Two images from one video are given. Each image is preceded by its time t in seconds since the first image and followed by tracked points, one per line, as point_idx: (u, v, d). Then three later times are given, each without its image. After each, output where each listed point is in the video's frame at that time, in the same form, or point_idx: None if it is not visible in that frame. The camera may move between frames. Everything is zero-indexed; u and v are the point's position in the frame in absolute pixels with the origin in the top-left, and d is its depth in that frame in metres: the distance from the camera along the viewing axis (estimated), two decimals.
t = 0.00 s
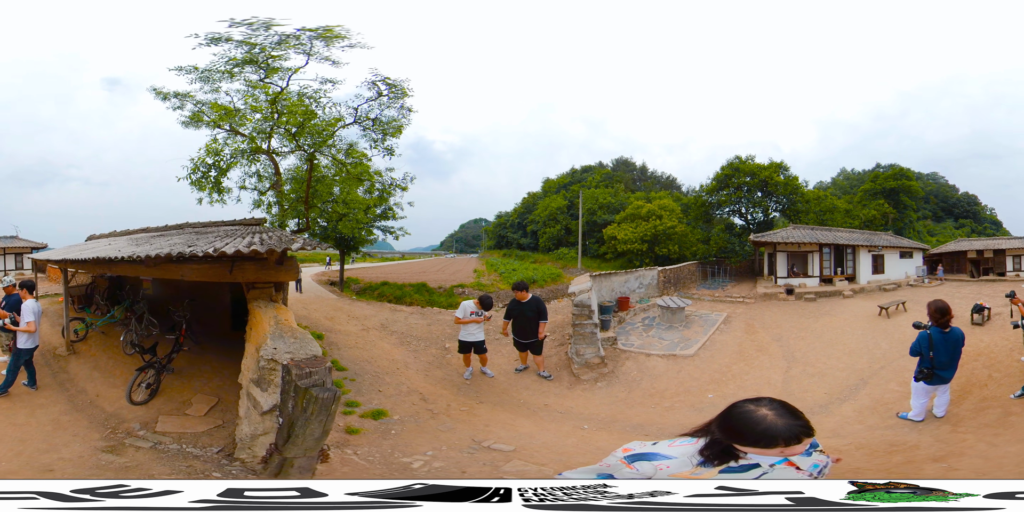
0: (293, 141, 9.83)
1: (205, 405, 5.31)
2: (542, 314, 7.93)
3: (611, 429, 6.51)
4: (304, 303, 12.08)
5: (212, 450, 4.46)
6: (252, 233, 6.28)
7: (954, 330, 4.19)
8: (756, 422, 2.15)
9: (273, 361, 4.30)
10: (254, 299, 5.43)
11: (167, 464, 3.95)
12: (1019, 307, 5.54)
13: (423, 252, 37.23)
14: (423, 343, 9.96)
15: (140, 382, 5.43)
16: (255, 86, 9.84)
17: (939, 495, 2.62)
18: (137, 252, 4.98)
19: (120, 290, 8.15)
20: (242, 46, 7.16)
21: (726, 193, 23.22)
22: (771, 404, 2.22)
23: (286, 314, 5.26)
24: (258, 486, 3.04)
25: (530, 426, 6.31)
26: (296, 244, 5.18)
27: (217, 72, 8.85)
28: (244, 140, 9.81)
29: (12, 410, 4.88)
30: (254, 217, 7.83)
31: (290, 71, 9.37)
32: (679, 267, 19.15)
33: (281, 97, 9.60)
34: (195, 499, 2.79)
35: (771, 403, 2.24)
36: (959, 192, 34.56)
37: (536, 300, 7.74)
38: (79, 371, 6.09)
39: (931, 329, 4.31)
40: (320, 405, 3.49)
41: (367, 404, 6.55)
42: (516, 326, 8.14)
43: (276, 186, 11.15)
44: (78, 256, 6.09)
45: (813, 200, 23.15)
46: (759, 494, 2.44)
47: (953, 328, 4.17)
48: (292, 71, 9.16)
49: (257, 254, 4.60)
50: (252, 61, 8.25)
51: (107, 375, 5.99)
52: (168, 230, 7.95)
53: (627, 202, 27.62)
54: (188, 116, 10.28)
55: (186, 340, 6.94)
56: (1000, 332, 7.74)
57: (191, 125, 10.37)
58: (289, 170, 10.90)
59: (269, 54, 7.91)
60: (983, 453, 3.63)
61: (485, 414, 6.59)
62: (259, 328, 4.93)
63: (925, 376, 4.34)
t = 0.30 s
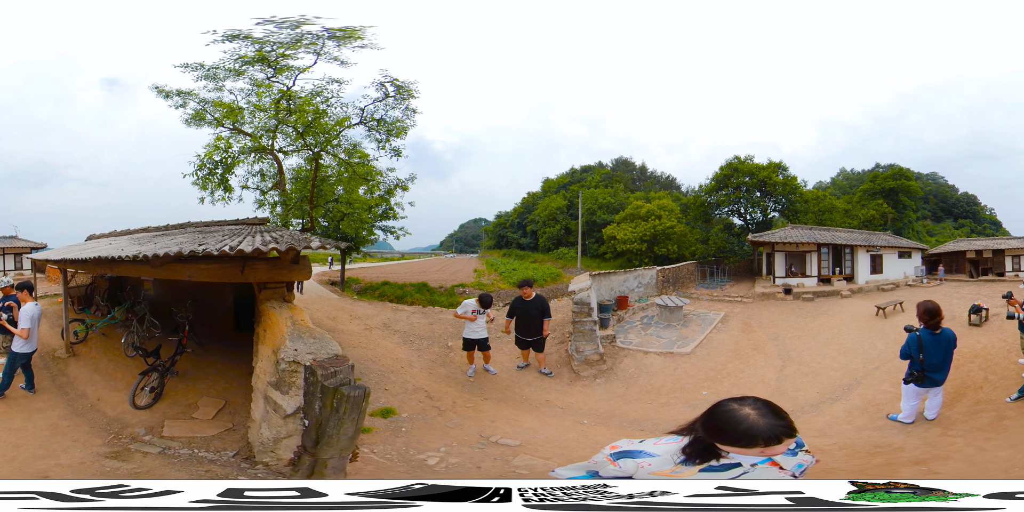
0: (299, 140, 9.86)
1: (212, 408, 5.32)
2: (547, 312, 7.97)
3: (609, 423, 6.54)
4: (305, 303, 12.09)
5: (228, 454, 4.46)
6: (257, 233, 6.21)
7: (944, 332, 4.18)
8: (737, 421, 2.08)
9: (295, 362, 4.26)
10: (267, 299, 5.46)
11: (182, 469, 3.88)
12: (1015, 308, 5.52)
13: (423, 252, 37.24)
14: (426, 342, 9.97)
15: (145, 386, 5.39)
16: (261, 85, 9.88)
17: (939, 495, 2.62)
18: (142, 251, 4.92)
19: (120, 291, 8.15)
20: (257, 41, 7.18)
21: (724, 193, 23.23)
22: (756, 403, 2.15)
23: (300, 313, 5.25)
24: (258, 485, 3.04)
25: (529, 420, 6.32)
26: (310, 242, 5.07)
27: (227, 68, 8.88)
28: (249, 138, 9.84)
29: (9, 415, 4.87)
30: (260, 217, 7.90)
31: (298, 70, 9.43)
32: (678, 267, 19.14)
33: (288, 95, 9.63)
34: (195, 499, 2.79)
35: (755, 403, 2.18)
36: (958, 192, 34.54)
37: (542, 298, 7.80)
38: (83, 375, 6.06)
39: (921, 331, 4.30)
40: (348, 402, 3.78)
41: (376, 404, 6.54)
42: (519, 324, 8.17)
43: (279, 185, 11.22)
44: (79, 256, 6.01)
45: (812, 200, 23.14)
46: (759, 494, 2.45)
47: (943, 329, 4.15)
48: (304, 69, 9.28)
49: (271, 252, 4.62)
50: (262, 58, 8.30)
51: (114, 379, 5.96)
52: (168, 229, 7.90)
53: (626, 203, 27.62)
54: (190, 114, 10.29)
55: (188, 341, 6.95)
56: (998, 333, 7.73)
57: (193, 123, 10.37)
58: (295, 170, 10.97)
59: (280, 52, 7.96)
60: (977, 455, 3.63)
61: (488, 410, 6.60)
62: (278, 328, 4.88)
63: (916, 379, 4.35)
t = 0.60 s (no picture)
0: (306, 139, 9.88)
1: (219, 412, 5.32)
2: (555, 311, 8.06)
3: (609, 419, 6.56)
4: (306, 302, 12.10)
5: (245, 460, 4.45)
6: (263, 233, 6.21)
7: (934, 334, 4.17)
8: (718, 423, 2.11)
9: (319, 367, 4.27)
10: (282, 301, 5.47)
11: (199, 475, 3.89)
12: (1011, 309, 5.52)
13: (423, 252, 37.23)
14: (429, 341, 9.97)
15: (147, 391, 5.34)
16: (266, 83, 9.91)
17: (939, 496, 2.62)
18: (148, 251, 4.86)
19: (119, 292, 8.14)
20: (274, 41, 7.21)
21: (724, 193, 23.23)
22: (740, 404, 2.16)
23: (316, 315, 5.27)
24: (258, 485, 3.04)
25: (529, 417, 6.33)
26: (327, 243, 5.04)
27: (236, 65, 8.91)
28: (255, 137, 9.87)
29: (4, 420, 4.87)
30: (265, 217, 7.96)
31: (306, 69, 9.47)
32: (677, 267, 19.13)
33: (295, 94, 9.67)
34: (195, 499, 2.79)
35: (740, 404, 2.19)
36: (958, 193, 34.57)
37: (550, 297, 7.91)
38: (88, 379, 6.03)
39: (911, 333, 4.29)
40: (384, 405, 3.79)
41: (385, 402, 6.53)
42: (525, 323, 8.18)
43: (283, 185, 11.26)
44: (81, 256, 5.95)
45: (811, 200, 23.15)
46: (759, 494, 2.44)
47: (932, 331, 4.15)
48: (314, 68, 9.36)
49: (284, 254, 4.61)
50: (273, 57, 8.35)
51: (115, 382, 5.96)
52: (169, 229, 7.89)
53: (626, 203, 27.64)
54: (194, 113, 10.30)
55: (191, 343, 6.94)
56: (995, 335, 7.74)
57: (196, 120, 10.37)
58: (300, 168, 11.03)
59: (290, 52, 8.01)
60: (974, 456, 3.62)
61: (492, 408, 6.62)
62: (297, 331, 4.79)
63: (904, 381, 4.36)
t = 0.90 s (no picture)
0: (312, 138, 9.87)
1: (223, 418, 5.31)
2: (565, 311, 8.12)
3: (610, 415, 6.58)
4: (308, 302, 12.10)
5: (263, 464, 4.42)
6: (267, 233, 6.28)
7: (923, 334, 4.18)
8: (709, 426, 2.06)
9: (342, 373, 4.32)
10: (294, 305, 5.48)
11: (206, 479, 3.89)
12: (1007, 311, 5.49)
13: (423, 252, 37.23)
14: (432, 341, 9.97)
15: (151, 396, 5.32)
16: (271, 81, 9.94)
17: (939, 495, 2.62)
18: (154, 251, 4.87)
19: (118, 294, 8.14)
20: (284, 39, 7.18)
21: (723, 193, 23.22)
22: (732, 406, 2.11)
23: (331, 319, 5.34)
24: (258, 485, 3.05)
25: (530, 414, 6.36)
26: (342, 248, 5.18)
27: (242, 63, 8.92)
28: (259, 135, 9.86)
29: None
30: (268, 217, 8.01)
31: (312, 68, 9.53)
32: (676, 267, 19.13)
33: (301, 92, 9.72)
34: (195, 499, 2.80)
35: (732, 405, 2.15)
36: (957, 193, 34.57)
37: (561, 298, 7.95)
38: (93, 384, 6.00)
39: (899, 334, 4.29)
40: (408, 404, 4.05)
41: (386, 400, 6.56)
42: (533, 323, 8.19)
43: (285, 184, 11.27)
44: (82, 256, 5.91)
45: (810, 200, 23.17)
46: (759, 494, 2.46)
47: (922, 332, 4.15)
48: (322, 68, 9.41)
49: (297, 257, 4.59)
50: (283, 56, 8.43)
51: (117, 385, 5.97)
52: (170, 229, 7.86)
53: (627, 203, 27.65)
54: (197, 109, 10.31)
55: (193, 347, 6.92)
56: (994, 336, 7.75)
57: (199, 117, 10.35)
58: (304, 168, 11.08)
59: (299, 51, 8.07)
60: (973, 454, 3.63)
61: (498, 405, 6.63)
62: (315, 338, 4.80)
63: (892, 382, 4.35)
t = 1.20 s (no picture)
0: (319, 137, 9.87)
1: (238, 422, 5.28)
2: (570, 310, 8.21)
3: (608, 409, 6.60)
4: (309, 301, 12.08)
5: (298, 466, 4.27)
6: (278, 234, 6.31)
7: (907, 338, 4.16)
8: (675, 428, 2.19)
9: (379, 370, 4.58)
10: (318, 307, 5.66)
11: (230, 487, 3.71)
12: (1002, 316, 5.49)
13: (422, 252, 37.23)
14: (435, 339, 9.96)
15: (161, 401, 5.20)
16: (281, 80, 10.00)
17: (939, 496, 2.62)
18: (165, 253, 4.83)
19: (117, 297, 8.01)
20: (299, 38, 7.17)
21: (722, 194, 23.25)
22: (697, 408, 2.23)
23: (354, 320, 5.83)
24: (258, 485, 3.05)
25: (529, 410, 6.38)
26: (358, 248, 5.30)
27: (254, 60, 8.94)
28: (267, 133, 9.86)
29: None
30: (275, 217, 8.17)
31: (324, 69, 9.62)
32: (675, 267, 19.14)
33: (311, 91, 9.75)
34: (196, 499, 2.79)
35: (696, 406, 2.26)
36: (956, 193, 34.58)
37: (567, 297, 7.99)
38: (96, 391, 5.90)
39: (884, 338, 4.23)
40: (440, 394, 4.26)
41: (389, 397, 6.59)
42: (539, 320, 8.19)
43: (291, 183, 11.27)
44: (84, 258, 5.83)
45: (809, 201, 23.18)
46: (759, 494, 2.49)
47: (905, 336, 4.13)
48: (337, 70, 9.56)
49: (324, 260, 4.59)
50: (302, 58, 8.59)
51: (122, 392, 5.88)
52: (173, 229, 7.82)
53: (626, 203, 27.68)
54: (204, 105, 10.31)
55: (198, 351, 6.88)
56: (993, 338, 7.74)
57: (206, 113, 10.34)
58: (309, 168, 11.11)
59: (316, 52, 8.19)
60: (971, 454, 3.63)
61: (500, 401, 6.64)
62: (347, 344, 5.03)
63: (874, 385, 4.37)
